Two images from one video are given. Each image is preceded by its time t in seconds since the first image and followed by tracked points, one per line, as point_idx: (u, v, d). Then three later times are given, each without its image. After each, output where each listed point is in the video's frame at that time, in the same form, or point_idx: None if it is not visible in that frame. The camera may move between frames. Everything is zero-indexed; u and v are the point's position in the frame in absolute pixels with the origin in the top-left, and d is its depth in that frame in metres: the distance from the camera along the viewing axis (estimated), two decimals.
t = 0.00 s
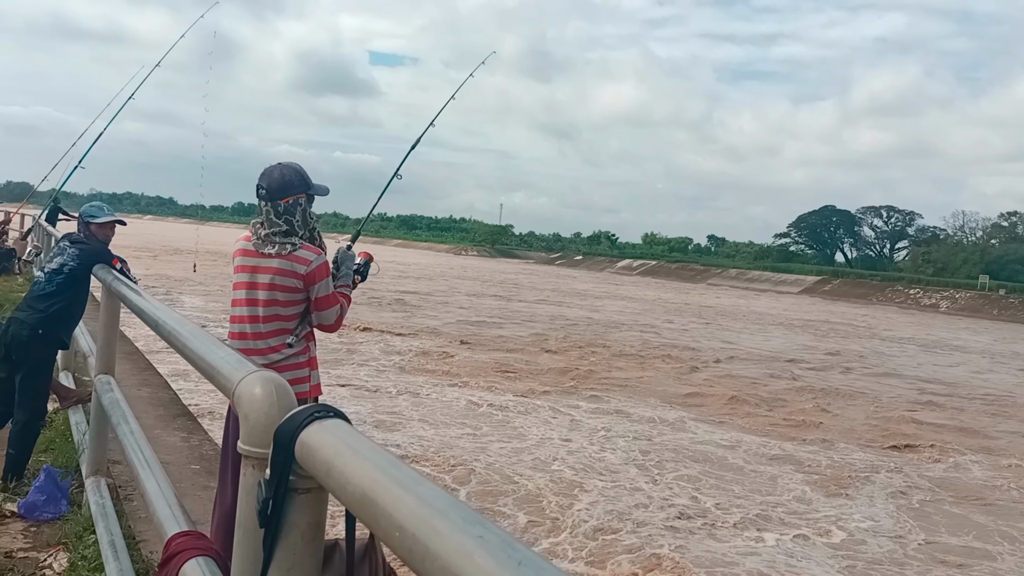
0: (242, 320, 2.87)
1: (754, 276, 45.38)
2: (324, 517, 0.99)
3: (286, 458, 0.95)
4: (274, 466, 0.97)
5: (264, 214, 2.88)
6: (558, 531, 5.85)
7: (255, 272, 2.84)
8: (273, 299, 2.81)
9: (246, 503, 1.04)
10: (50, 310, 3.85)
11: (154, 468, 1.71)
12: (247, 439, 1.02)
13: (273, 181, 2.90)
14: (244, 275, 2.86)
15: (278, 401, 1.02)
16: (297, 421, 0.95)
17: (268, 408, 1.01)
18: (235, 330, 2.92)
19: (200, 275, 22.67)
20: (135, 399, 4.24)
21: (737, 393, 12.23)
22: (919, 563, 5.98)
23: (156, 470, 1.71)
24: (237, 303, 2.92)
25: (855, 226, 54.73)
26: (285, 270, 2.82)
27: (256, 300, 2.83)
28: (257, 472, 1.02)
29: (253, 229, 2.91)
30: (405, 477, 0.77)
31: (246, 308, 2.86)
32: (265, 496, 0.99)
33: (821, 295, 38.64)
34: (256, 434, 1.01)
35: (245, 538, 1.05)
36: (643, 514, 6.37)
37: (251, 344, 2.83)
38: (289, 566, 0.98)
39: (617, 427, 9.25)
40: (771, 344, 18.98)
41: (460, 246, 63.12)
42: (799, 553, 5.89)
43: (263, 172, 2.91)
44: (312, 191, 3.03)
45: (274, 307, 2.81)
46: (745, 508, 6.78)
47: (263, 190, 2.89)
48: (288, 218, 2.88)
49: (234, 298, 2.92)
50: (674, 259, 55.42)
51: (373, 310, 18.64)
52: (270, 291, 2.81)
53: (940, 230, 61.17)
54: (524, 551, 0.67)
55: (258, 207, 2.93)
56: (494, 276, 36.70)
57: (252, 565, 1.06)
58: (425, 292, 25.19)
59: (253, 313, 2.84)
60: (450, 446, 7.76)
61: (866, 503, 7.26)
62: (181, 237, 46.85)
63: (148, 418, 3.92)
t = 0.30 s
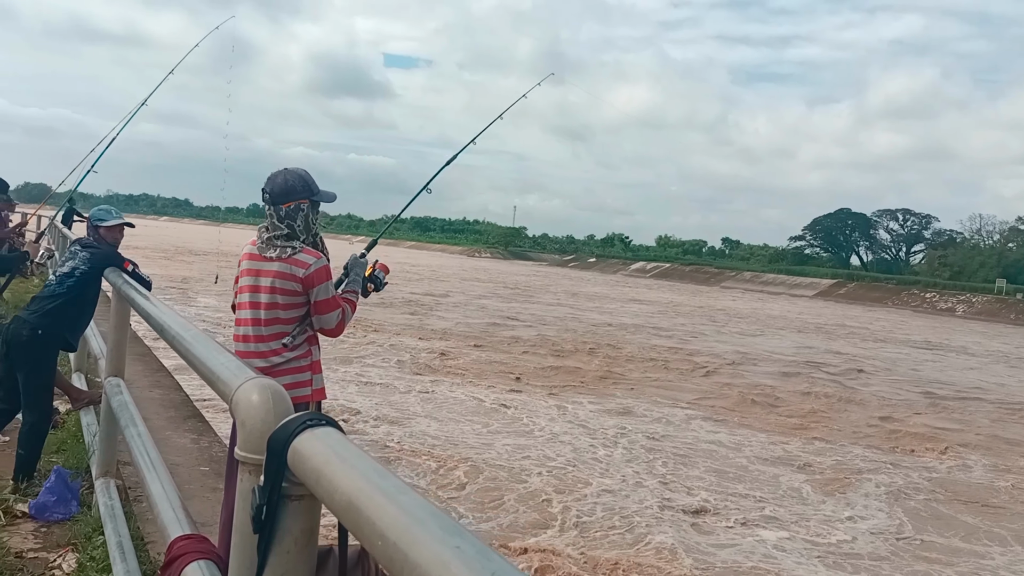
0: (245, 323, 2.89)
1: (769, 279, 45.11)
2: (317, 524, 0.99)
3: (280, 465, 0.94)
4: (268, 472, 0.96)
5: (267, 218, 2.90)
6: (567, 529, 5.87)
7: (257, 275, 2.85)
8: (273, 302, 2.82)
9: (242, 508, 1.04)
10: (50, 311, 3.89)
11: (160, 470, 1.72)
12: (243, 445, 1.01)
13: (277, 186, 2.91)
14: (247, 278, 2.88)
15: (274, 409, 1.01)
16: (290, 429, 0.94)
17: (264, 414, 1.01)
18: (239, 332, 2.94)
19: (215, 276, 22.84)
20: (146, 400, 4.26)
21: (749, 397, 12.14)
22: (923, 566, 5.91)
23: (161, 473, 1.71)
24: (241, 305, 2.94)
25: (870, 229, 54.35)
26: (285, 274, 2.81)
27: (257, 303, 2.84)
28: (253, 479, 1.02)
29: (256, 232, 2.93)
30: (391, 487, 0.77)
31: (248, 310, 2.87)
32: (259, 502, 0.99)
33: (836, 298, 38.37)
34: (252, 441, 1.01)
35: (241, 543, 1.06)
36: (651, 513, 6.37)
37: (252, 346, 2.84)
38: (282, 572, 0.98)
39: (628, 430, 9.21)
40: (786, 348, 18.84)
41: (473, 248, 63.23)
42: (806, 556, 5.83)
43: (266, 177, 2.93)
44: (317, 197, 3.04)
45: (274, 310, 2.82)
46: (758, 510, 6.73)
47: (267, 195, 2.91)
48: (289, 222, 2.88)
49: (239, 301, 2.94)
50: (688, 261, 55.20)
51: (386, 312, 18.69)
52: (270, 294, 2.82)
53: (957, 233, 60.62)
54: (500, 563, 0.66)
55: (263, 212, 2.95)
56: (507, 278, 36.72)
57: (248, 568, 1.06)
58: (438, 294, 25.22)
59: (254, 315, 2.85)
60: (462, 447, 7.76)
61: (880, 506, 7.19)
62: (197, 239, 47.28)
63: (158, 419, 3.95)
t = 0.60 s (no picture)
0: (246, 321, 2.91)
1: (781, 281, 44.93)
2: (312, 521, 0.99)
3: (274, 462, 0.95)
4: (263, 470, 0.97)
5: (267, 219, 2.92)
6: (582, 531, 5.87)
7: (257, 275, 2.87)
8: (272, 303, 2.83)
9: (239, 505, 1.05)
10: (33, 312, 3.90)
11: (165, 470, 1.73)
12: (240, 443, 1.02)
13: (278, 188, 2.92)
14: (248, 277, 2.90)
15: (271, 406, 1.02)
16: (284, 427, 0.95)
17: (261, 413, 1.01)
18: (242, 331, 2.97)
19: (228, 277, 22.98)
20: (156, 401, 4.30)
21: (761, 399, 12.09)
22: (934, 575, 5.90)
23: (166, 472, 1.72)
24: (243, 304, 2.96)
25: (883, 231, 54.03)
26: (285, 275, 2.83)
27: (256, 302, 2.85)
28: (250, 475, 1.03)
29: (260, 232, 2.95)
30: (379, 483, 0.77)
31: (249, 309, 2.89)
32: (254, 499, 0.99)
33: (848, 300, 38.17)
34: (248, 439, 1.01)
35: (238, 540, 1.07)
36: (663, 517, 6.38)
37: (252, 345, 2.87)
38: (277, 568, 0.98)
39: (638, 432, 9.20)
40: (798, 350, 18.74)
41: (484, 250, 63.32)
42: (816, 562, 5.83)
43: (269, 179, 2.94)
44: (320, 199, 3.04)
45: (273, 311, 2.84)
46: (768, 516, 6.71)
47: (269, 196, 2.93)
48: (289, 224, 2.89)
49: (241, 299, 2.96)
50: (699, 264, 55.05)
51: (397, 313, 18.75)
52: (271, 295, 2.84)
53: (972, 235, 60.13)
54: (482, 558, 0.66)
55: (265, 213, 2.97)
56: (519, 280, 36.73)
57: (245, 565, 1.07)
58: (449, 295, 25.27)
59: (254, 314, 2.87)
60: (472, 448, 7.78)
61: (891, 513, 7.16)
62: (210, 241, 47.65)
63: (168, 420, 3.97)
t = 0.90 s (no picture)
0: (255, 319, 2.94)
1: (792, 283, 44.76)
2: (327, 514, 1.01)
3: (289, 456, 0.97)
4: (279, 464, 0.99)
5: (279, 219, 2.96)
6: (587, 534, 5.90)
7: (266, 272, 2.91)
8: (277, 300, 2.86)
9: (254, 499, 1.07)
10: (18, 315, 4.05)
11: (179, 467, 1.75)
12: (256, 438, 1.04)
13: (289, 187, 2.96)
14: (257, 275, 2.94)
15: (286, 401, 1.04)
16: (299, 421, 0.97)
17: (276, 408, 1.03)
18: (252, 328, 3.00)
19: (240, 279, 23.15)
20: (169, 401, 4.34)
21: (771, 401, 12.05)
22: None
23: (179, 469, 1.74)
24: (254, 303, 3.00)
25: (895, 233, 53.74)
26: (292, 273, 2.85)
27: (263, 299, 2.89)
28: (265, 469, 1.05)
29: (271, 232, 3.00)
30: (395, 475, 0.79)
31: (257, 306, 2.93)
32: (270, 492, 1.01)
33: (859, 302, 37.99)
34: (263, 433, 1.03)
35: (254, 533, 1.08)
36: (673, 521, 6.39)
37: (259, 343, 2.90)
38: (292, 560, 1.00)
39: (647, 434, 9.19)
40: (810, 352, 18.63)
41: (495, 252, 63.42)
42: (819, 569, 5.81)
43: (281, 178, 2.99)
44: (332, 199, 3.07)
45: (280, 308, 2.86)
46: (777, 521, 6.70)
47: (280, 196, 2.98)
48: (298, 223, 2.93)
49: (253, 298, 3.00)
50: (710, 265, 54.94)
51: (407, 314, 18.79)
52: (278, 293, 2.86)
53: (985, 236, 59.70)
54: (496, 546, 0.67)
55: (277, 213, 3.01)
56: (528, 282, 36.78)
57: (261, 557, 1.08)
58: (459, 297, 25.34)
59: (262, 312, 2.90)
60: (480, 450, 7.81)
61: (900, 519, 7.14)
62: (223, 244, 47.97)
63: (181, 420, 4.01)
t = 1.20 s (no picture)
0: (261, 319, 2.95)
1: (802, 284, 44.59)
2: (340, 513, 1.02)
3: (303, 456, 0.97)
4: (293, 464, 0.99)
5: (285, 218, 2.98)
6: (598, 533, 5.90)
7: (273, 272, 2.93)
8: (283, 300, 2.87)
9: (268, 500, 1.08)
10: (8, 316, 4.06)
11: (191, 468, 1.77)
12: (270, 438, 1.05)
13: (296, 188, 2.98)
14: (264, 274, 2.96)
15: (299, 401, 1.04)
16: (313, 421, 0.97)
17: (290, 408, 1.04)
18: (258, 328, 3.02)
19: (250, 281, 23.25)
20: (179, 402, 4.36)
21: (782, 403, 12.01)
22: None
23: (191, 470, 1.76)
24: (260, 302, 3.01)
25: (906, 234, 53.46)
26: (297, 274, 2.86)
27: (269, 299, 2.90)
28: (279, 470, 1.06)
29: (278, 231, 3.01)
30: (410, 474, 0.79)
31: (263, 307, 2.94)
32: (284, 493, 1.02)
33: (870, 303, 37.80)
34: (276, 434, 1.04)
35: (268, 532, 1.09)
36: (680, 520, 6.39)
37: (264, 342, 2.91)
38: (306, 560, 1.01)
39: (655, 436, 9.18)
40: (819, 354, 18.56)
41: (504, 254, 63.46)
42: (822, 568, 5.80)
43: (288, 179, 3.00)
44: (338, 198, 3.08)
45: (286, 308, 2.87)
46: (786, 521, 6.68)
47: (286, 196, 2.99)
48: (303, 224, 2.94)
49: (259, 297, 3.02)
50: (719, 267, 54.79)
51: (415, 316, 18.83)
52: (284, 293, 2.87)
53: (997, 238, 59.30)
54: (512, 546, 0.68)
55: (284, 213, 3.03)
56: (537, 284, 36.79)
57: (274, 558, 1.09)
58: (469, 299, 25.38)
59: (268, 312, 2.91)
60: (489, 450, 7.81)
61: (912, 519, 7.11)
62: (233, 247, 48.25)
63: (192, 421, 4.04)
